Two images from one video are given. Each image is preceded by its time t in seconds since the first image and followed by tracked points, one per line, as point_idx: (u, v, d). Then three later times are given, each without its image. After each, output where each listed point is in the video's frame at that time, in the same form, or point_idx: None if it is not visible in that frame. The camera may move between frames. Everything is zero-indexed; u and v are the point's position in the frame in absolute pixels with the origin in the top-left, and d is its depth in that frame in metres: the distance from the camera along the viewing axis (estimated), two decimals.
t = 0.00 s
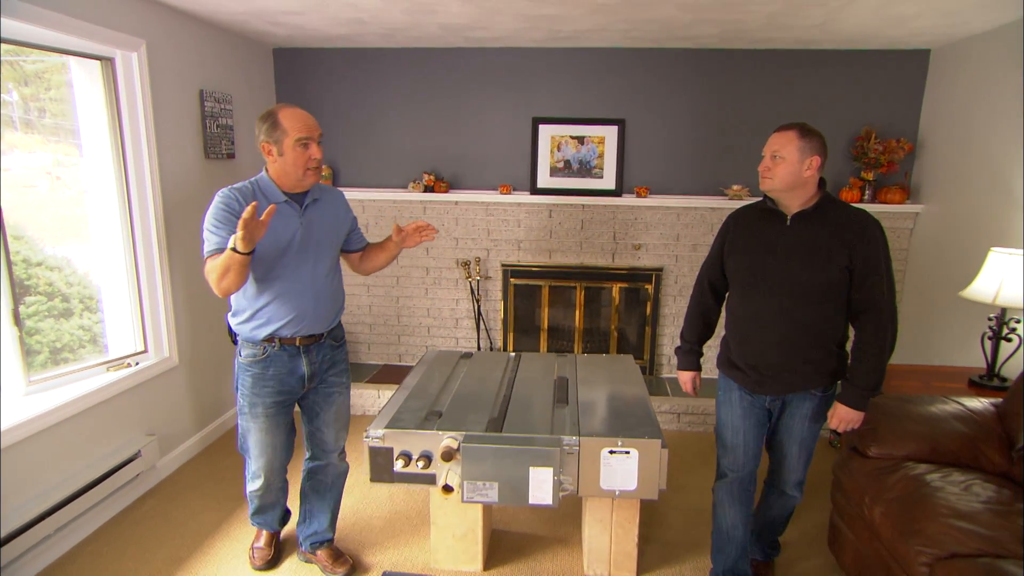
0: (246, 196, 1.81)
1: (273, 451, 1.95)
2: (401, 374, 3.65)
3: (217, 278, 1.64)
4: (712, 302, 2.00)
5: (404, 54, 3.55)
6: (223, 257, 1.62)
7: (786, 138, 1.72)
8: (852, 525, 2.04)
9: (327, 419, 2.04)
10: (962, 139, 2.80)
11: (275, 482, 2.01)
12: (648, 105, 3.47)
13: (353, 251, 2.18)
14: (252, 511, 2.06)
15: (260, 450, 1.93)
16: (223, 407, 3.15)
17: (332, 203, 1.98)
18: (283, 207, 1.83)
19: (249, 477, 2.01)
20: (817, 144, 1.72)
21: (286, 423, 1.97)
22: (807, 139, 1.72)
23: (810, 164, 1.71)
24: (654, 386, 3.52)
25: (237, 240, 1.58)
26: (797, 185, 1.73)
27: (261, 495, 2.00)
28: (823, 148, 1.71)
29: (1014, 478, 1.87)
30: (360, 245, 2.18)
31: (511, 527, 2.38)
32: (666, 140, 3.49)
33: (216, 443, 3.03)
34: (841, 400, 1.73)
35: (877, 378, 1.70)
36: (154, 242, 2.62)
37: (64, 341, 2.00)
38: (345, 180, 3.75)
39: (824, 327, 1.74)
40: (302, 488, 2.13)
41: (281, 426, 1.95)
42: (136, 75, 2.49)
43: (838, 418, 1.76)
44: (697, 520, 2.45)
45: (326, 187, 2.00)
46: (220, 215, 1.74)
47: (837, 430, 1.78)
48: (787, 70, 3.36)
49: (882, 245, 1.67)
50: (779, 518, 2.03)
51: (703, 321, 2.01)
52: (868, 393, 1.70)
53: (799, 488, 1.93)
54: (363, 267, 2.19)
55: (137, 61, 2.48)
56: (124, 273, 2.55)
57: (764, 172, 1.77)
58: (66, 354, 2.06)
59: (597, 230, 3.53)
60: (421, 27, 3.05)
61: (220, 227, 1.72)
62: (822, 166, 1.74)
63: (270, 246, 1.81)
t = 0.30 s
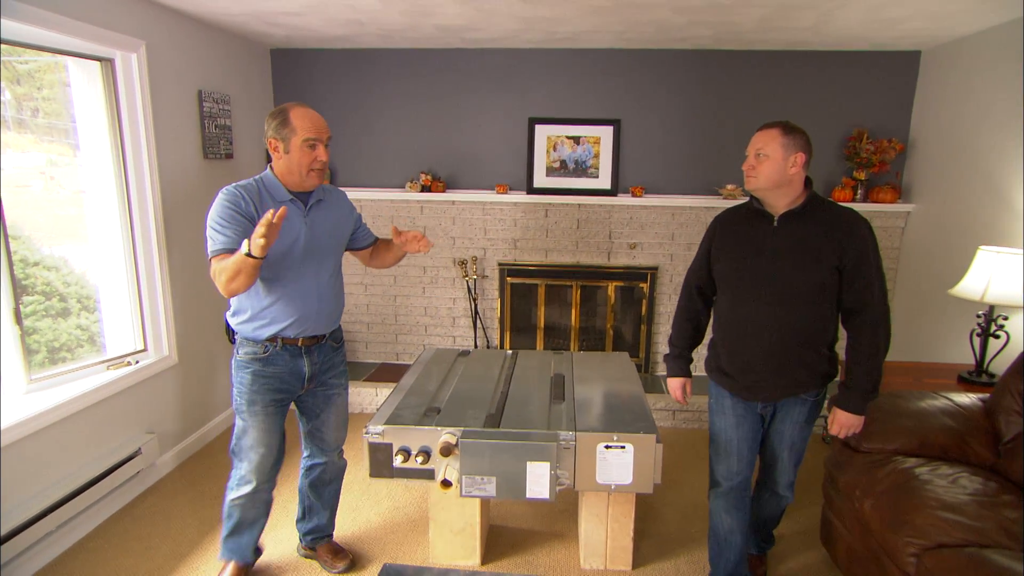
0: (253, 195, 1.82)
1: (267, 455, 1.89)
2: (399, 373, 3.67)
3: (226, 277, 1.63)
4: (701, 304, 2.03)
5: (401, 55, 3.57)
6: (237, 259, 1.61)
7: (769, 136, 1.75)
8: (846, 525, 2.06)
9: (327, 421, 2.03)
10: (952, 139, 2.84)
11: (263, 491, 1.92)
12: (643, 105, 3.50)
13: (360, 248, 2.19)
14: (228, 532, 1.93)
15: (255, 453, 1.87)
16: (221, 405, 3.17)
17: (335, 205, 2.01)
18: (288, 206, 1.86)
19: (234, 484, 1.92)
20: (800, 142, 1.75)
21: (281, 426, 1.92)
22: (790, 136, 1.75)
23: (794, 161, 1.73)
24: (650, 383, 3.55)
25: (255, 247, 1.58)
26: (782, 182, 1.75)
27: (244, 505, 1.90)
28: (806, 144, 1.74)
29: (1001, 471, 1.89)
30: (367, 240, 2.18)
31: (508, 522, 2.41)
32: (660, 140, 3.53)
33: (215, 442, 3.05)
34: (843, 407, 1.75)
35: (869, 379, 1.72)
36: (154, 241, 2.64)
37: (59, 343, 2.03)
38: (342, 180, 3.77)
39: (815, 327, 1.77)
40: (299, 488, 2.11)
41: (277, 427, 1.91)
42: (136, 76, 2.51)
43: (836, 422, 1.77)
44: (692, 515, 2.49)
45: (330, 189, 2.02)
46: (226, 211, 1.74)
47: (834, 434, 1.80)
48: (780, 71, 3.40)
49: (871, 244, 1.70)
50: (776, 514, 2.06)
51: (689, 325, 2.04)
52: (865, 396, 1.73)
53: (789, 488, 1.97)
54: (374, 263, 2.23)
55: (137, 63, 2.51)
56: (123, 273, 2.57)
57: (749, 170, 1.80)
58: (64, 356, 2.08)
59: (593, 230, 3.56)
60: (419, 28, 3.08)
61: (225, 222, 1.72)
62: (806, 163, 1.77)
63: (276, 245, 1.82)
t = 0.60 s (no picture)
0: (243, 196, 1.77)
1: (258, 463, 1.85)
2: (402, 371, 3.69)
3: (234, 282, 1.60)
4: (689, 307, 2.03)
5: (405, 54, 3.59)
6: (245, 265, 1.58)
7: (767, 135, 1.75)
8: (841, 521, 2.11)
9: (322, 424, 2.03)
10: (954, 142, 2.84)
11: (250, 502, 1.87)
12: (646, 106, 3.51)
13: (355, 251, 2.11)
14: (211, 556, 1.84)
15: (246, 462, 1.83)
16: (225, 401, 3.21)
17: (326, 206, 1.97)
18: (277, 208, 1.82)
19: (219, 497, 1.86)
20: (798, 142, 1.75)
21: (270, 433, 1.89)
22: (788, 135, 1.75)
23: (790, 161, 1.74)
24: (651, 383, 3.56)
25: (267, 258, 1.54)
26: (779, 183, 1.75)
27: (228, 518, 1.84)
28: (804, 143, 1.73)
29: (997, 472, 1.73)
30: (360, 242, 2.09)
31: (508, 519, 2.43)
32: (663, 141, 3.54)
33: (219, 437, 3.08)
34: (827, 420, 1.71)
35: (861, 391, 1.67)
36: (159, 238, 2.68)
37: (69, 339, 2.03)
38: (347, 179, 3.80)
39: (808, 333, 1.74)
40: (298, 487, 2.13)
41: (267, 434, 1.87)
42: (144, 74, 2.56)
43: (824, 439, 1.72)
44: (691, 513, 2.51)
45: (321, 190, 1.99)
46: (217, 212, 1.69)
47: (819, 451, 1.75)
48: (783, 73, 3.40)
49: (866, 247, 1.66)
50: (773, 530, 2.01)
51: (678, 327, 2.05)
52: (855, 410, 1.69)
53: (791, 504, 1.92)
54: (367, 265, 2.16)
55: (145, 62, 2.55)
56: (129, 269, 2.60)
57: (746, 170, 1.80)
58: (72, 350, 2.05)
59: (595, 230, 3.58)
60: (422, 28, 3.10)
61: (217, 225, 1.68)
62: (804, 163, 1.77)
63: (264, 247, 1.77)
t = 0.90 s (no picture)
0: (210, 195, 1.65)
1: (242, 473, 1.81)
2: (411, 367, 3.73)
3: (241, 278, 1.52)
4: (693, 306, 2.04)
5: (415, 53, 3.62)
6: (258, 261, 1.50)
7: (776, 127, 1.69)
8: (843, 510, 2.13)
9: (313, 431, 2.02)
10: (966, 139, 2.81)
11: (241, 512, 1.84)
12: (655, 103, 3.51)
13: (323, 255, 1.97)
14: (212, 565, 1.83)
15: (228, 475, 1.78)
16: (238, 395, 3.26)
17: (299, 207, 1.89)
18: (248, 208, 1.71)
19: (208, 509, 1.82)
20: (809, 134, 1.70)
21: (252, 443, 1.83)
22: (799, 128, 1.69)
23: (801, 156, 1.68)
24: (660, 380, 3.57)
25: (287, 250, 1.48)
26: (787, 179, 1.71)
27: (222, 530, 1.81)
28: (816, 137, 1.68)
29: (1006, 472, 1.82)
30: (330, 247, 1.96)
31: (515, 513, 2.45)
32: (672, 138, 3.54)
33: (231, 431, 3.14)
34: (819, 421, 1.64)
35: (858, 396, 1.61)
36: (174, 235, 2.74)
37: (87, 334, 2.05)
38: (357, 176, 3.83)
39: (811, 337, 1.70)
40: (299, 489, 2.17)
41: (246, 445, 1.81)
42: (158, 74, 2.60)
43: (812, 441, 1.65)
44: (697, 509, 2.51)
45: (293, 189, 1.91)
46: (183, 211, 1.58)
47: (812, 455, 1.68)
48: (794, 68, 3.39)
49: (876, 251, 1.60)
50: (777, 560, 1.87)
51: (678, 330, 2.05)
52: (852, 415, 1.61)
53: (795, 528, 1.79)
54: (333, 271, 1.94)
55: (159, 61, 2.60)
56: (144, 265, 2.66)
57: (754, 164, 1.75)
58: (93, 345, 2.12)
59: (603, 227, 3.58)
60: (432, 27, 3.12)
61: (183, 226, 1.57)
62: (814, 156, 1.72)
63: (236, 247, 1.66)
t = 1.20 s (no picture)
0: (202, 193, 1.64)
1: (243, 475, 1.79)
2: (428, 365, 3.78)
3: (270, 271, 1.53)
4: (728, 311, 1.92)
5: (430, 54, 3.66)
6: (290, 252, 1.54)
7: (806, 125, 1.55)
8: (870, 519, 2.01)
9: (313, 434, 1.94)
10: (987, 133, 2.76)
11: (247, 507, 1.83)
12: (670, 101, 3.51)
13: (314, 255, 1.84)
14: (228, 556, 1.85)
15: (228, 477, 1.77)
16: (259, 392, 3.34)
17: (294, 205, 1.84)
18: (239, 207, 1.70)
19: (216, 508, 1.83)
20: (844, 132, 1.52)
21: (253, 445, 1.82)
22: (832, 125, 1.53)
23: (833, 156, 1.52)
24: (675, 378, 3.57)
25: (325, 242, 1.53)
26: (817, 181, 1.54)
27: (231, 525, 1.81)
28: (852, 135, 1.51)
29: None
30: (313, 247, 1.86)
31: (528, 509, 2.48)
32: (687, 136, 3.53)
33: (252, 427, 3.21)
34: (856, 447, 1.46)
35: (887, 419, 1.41)
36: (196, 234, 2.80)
37: (113, 332, 2.25)
38: (374, 176, 3.89)
39: (835, 350, 1.53)
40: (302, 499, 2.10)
41: (246, 449, 1.79)
42: (180, 79, 2.67)
43: (852, 467, 1.47)
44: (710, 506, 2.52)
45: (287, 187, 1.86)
46: (171, 210, 1.58)
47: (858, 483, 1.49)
48: (811, 64, 3.36)
49: (902, 250, 1.39)
50: None
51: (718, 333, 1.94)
52: (885, 439, 1.41)
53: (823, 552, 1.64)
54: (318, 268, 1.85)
55: (181, 66, 2.67)
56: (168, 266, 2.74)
57: (781, 165, 1.60)
58: (121, 341, 2.32)
59: (618, 225, 3.59)
60: (447, 28, 3.15)
61: (172, 225, 1.56)
62: (851, 155, 1.54)
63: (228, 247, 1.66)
